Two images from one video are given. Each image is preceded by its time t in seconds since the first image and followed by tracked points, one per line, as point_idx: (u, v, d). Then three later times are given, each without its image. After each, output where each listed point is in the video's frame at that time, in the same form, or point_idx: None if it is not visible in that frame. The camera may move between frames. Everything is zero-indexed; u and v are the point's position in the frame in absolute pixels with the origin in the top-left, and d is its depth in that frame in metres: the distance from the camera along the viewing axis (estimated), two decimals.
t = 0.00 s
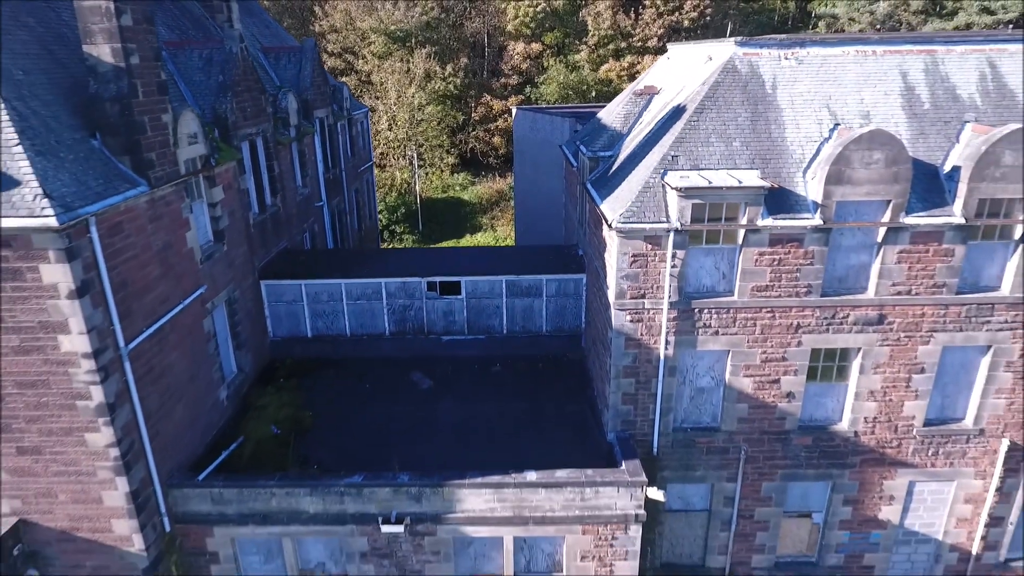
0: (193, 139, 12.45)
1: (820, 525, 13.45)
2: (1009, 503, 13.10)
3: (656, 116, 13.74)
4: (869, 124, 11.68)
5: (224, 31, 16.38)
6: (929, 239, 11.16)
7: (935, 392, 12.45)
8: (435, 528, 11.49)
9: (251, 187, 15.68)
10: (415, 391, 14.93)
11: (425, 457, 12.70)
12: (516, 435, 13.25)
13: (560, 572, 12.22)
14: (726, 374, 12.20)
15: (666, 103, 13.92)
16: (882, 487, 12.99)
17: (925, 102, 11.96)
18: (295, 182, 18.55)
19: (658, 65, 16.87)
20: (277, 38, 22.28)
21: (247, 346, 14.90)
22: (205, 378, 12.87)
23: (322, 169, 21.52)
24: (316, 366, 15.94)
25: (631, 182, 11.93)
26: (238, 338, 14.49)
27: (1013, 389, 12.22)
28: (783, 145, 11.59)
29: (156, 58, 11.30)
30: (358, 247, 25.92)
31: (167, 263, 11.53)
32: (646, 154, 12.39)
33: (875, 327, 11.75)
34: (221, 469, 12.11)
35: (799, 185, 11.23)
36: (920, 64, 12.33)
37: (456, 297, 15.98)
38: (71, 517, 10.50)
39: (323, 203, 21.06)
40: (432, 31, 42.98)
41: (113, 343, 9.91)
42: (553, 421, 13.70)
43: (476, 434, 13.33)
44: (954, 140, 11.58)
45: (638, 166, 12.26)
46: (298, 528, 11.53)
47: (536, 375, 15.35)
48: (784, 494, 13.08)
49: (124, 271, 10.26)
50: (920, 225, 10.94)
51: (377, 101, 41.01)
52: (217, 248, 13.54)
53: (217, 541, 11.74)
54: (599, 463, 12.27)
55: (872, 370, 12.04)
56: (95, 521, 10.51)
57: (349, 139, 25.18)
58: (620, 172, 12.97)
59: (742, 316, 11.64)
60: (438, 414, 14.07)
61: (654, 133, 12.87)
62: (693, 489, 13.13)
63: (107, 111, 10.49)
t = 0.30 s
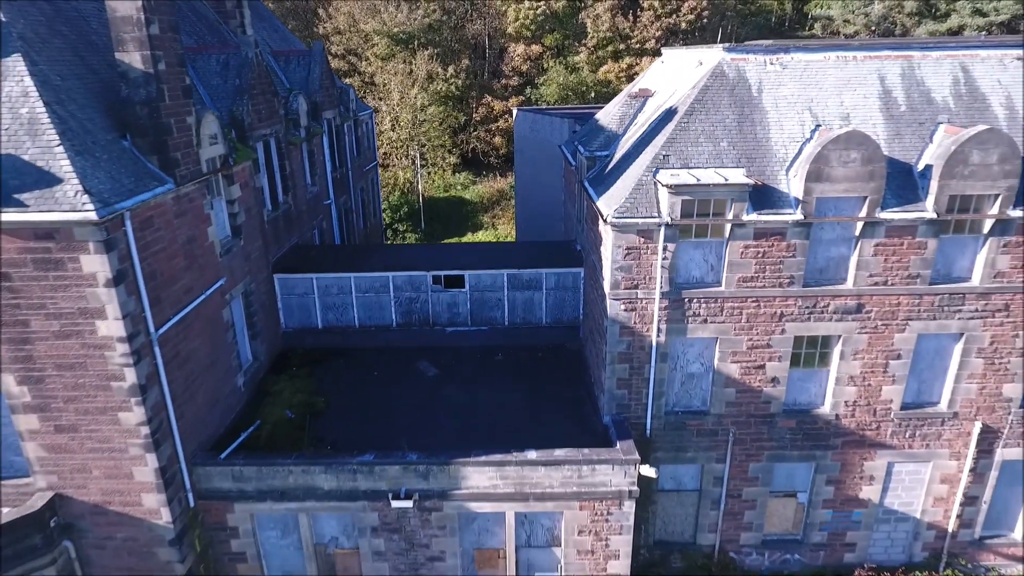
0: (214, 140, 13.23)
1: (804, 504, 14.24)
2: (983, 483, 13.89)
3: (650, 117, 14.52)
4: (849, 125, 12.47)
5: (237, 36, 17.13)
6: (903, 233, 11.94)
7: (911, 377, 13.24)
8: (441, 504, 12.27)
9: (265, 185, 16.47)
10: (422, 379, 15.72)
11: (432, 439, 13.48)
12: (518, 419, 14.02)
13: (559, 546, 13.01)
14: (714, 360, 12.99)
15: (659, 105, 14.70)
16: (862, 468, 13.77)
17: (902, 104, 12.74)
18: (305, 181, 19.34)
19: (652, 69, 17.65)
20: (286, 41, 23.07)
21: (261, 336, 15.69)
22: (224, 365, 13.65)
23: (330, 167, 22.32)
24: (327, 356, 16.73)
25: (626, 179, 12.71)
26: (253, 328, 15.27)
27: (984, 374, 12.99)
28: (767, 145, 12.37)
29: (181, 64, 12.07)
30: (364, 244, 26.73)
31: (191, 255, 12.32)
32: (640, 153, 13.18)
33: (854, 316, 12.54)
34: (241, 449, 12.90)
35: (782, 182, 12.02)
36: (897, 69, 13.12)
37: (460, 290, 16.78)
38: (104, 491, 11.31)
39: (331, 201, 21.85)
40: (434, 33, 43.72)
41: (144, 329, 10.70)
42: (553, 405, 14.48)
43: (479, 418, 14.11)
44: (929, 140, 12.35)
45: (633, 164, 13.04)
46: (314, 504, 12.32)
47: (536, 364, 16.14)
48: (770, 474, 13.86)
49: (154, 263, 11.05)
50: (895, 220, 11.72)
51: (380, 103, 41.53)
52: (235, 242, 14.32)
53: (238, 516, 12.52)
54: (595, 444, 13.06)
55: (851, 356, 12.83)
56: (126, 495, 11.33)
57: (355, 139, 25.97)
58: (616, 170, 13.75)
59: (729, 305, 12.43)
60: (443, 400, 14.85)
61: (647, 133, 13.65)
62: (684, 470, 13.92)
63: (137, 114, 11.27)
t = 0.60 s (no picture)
0: (232, 140, 14.00)
1: (790, 485, 15.02)
2: (959, 464, 14.69)
3: (644, 119, 15.31)
4: (830, 127, 13.28)
5: (249, 40, 17.92)
6: (880, 228, 12.74)
7: (890, 363, 14.03)
8: (448, 482, 13.06)
9: (278, 183, 17.25)
10: (427, 367, 16.52)
11: (438, 422, 14.28)
12: (519, 404, 14.80)
13: (558, 523, 13.79)
14: (704, 347, 13.79)
15: (653, 107, 15.49)
16: (845, 450, 14.56)
17: (881, 106, 13.53)
18: (314, 178, 20.11)
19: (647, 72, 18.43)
20: (294, 45, 23.87)
21: (275, 327, 16.48)
22: (242, 353, 14.42)
23: (338, 166, 23.15)
24: (336, 346, 17.53)
25: (622, 177, 13.50)
26: (267, 319, 16.07)
27: (959, 360, 13.78)
28: (754, 145, 13.16)
29: (203, 70, 12.84)
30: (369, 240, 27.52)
31: (212, 249, 13.11)
32: (635, 151, 13.97)
33: (835, 306, 13.33)
34: (258, 431, 13.68)
35: (767, 180, 12.81)
36: (877, 73, 13.93)
37: (464, 283, 17.60)
38: (133, 468, 12.12)
39: (338, 199, 22.65)
40: (437, 36, 44.52)
41: (171, 316, 11.50)
42: (552, 392, 15.26)
43: (482, 404, 14.89)
44: (905, 141, 13.13)
45: (628, 162, 13.82)
46: (328, 482, 13.10)
47: (537, 353, 16.93)
48: (758, 456, 14.65)
49: (180, 255, 11.84)
50: (872, 215, 12.51)
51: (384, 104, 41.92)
52: (250, 237, 15.11)
53: (256, 494, 13.31)
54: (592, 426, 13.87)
55: (833, 344, 13.62)
56: (153, 471, 12.13)
57: (361, 139, 26.79)
58: (612, 168, 14.54)
59: (718, 295, 13.22)
60: (449, 386, 15.65)
61: (641, 134, 14.44)
62: (676, 452, 14.72)
63: (164, 116, 12.06)
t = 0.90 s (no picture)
0: (249, 140, 14.85)
1: (777, 466, 15.86)
2: (936, 446, 15.55)
3: (637, 120, 16.18)
4: (812, 127, 14.15)
5: (261, 44, 18.76)
6: (858, 222, 13.60)
7: (870, 350, 14.88)
8: (453, 461, 13.91)
9: (290, 181, 18.11)
10: (433, 356, 17.37)
11: (443, 405, 15.15)
12: (520, 390, 15.65)
13: (557, 500, 14.66)
14: (694, 335, 14.64)
15: (646, 109, 16.35)
16: (828, 433, 15.42)
17: (861, 108, 14.38)
18: (323, 176, 20.96)
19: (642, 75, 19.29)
20: (301, 47, 24.71)
21: (288, 317, 17.34)
22: (258, 341, 15.28)
23: (345, 165, 24.01)
24: (345, 336, 18.37)
25: (617, 174, 14.35)
26: (281, 309, 16.92)
27: (934, 347, 14.64)
28: (740, 145, 14.01)
29: (224, 74, 13.68)
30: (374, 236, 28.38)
31: (232, 242, 13.97)
32: (630, 150, 14.82)
33: (817, 295, 14.18)
34: (274, 413, 14.53)
35: (752, 177, 13.66)
36: (857, 76, 14.77)
37: (467, 277, 18.48)
38: (159, 446, 12.97)
39: (345, 197, 23.50)
40: (439, 38, 45.32)
41: (196, 304, 12.35)
42: (551, 378, 16.11)
43: (485, 389, 15.75)
44: (883, 140, 13.99)
45: (624, 160, 14.68)
46: (341, 460, 13.95)
47: (537, 343, 17.78)
48: (745, 438, 15.50)
49: (204, 246, 12.70)
50: (851, 210, 13.36)
51: (388, 105, 42.72)
52: (266, 231, 15.96)
53: (273, 472, 14.16)
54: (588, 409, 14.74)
55: (816, 331, 14.48)
56: (179, 449, 12.99)
57: (367, 139, 27.66)
58: (608, 166, 15.40)
59: (707, 285, 14.07)
60: (453, 373, 16.49)
61: (635, 134, 15.31)
62: (668, 434, 15.58)
63: (189, 118, 12.91)
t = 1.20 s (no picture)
0: (264, 140, 15.64)
1: (766, 451, 16.64)
2: (917, 431, 16.34)
3: (632, 121, 16.99)
4: (797, 128, 14.95)
5: (272, 48, 19.55)
6: (841, 217, 14.39)
7: (853, 339, 15.68)
8: (457, 443, 14.71)
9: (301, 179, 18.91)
10: (437, 346, 18.17)
11: (448, 391, 15.95)
12: (520, 377, 16.46)
13: (555, 481, 15.46)
14: (686, 324, 15.44)
15: (641, 111, 17.17)
16: (813, 418, 16.20)
17: (844, 109, 15.17)
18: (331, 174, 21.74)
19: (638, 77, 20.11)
20: (308, 50, 25.49)
21: (298, 309, 18.14)
22: (272, 330, 16.09)
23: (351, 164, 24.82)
24: (353, 327, 19.16)
25: (612, 171, 15.16)
26: (293, 301, 17.72)
27: (914, 336, 15.44)
28: (729, 144, 14.81)
29: (241, 77, 14.46)
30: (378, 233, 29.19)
31: (249, 236, 14.76)
32: (625, 149, 15.62)
33: (802, 287, 14.97)
34: (288, 398, 15.33)
35: (740, 174, 14.46)
36: (841, 80, 15.56)
37: (470, 271, 19.29)
38: (181, 427, 13.77)
39: (351, 195, 24.30)
40: (441, 39, 45.90)
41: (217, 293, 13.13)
42: (550, 366, 16.91)
43: (488, 376, 16.55)
44: (864, 140, 14.78)
45: (619, 158, 15.49)
46: (351, 443, 14.73)
47: (537, 334, 18.59)
48: (735, 423, 16.30)
49: (223, 239, 13.49)
50: (833, 205, 14.15)
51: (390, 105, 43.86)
52: (278, 226, 16.75)
53: (286, 454, 14.95)
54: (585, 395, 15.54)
55: (801, 321, 15.27)
56: (199, 431, 13.79)
57: (372, 139, 28.47)
58: (604, 164, 16.20)
59: (697, 277, 14.86)
60: (457, 362, 17.30)
61: (630, 134, 16.11)
62: (662, 420, 16.38)
63: (209, 118, 13.69)
